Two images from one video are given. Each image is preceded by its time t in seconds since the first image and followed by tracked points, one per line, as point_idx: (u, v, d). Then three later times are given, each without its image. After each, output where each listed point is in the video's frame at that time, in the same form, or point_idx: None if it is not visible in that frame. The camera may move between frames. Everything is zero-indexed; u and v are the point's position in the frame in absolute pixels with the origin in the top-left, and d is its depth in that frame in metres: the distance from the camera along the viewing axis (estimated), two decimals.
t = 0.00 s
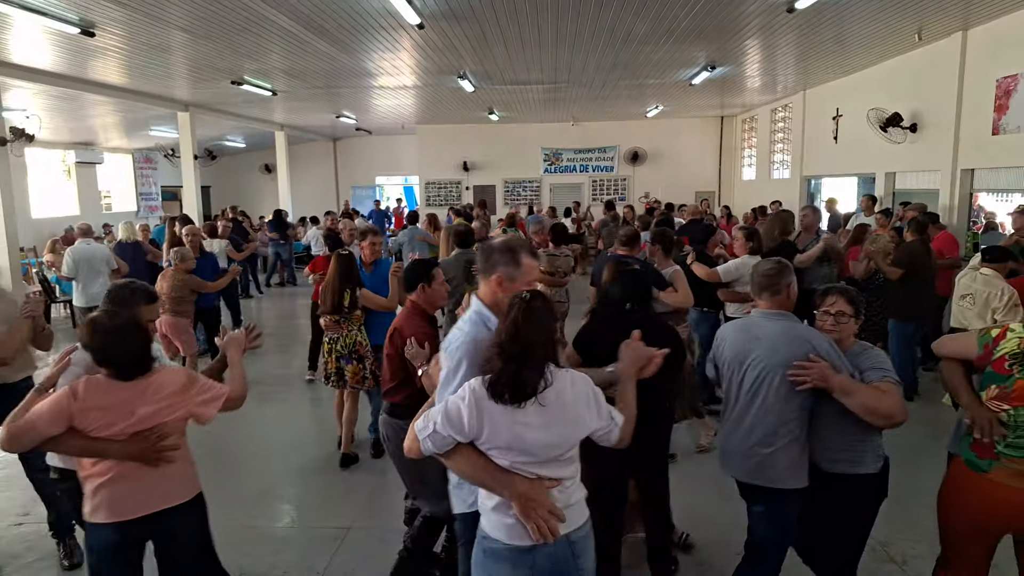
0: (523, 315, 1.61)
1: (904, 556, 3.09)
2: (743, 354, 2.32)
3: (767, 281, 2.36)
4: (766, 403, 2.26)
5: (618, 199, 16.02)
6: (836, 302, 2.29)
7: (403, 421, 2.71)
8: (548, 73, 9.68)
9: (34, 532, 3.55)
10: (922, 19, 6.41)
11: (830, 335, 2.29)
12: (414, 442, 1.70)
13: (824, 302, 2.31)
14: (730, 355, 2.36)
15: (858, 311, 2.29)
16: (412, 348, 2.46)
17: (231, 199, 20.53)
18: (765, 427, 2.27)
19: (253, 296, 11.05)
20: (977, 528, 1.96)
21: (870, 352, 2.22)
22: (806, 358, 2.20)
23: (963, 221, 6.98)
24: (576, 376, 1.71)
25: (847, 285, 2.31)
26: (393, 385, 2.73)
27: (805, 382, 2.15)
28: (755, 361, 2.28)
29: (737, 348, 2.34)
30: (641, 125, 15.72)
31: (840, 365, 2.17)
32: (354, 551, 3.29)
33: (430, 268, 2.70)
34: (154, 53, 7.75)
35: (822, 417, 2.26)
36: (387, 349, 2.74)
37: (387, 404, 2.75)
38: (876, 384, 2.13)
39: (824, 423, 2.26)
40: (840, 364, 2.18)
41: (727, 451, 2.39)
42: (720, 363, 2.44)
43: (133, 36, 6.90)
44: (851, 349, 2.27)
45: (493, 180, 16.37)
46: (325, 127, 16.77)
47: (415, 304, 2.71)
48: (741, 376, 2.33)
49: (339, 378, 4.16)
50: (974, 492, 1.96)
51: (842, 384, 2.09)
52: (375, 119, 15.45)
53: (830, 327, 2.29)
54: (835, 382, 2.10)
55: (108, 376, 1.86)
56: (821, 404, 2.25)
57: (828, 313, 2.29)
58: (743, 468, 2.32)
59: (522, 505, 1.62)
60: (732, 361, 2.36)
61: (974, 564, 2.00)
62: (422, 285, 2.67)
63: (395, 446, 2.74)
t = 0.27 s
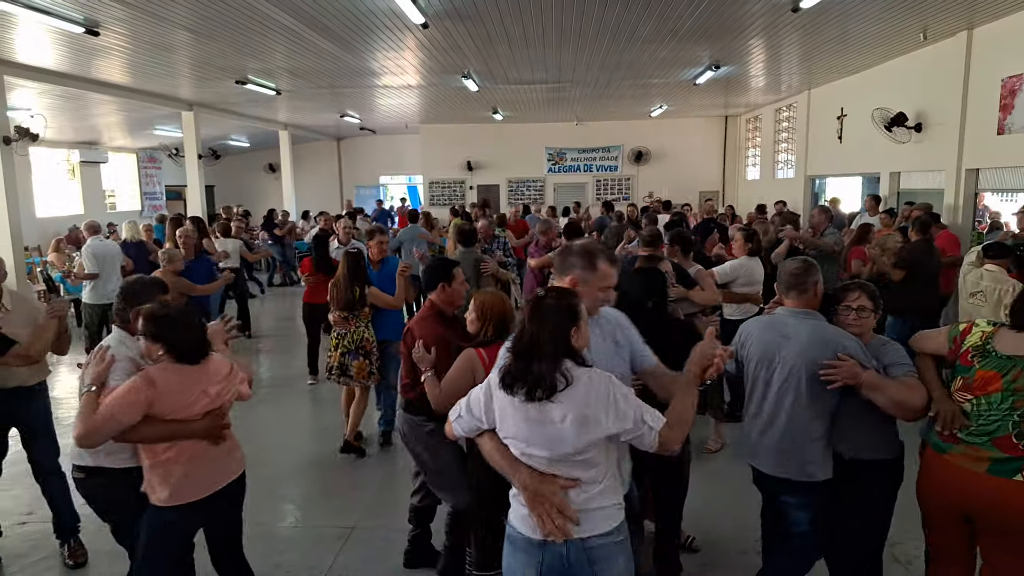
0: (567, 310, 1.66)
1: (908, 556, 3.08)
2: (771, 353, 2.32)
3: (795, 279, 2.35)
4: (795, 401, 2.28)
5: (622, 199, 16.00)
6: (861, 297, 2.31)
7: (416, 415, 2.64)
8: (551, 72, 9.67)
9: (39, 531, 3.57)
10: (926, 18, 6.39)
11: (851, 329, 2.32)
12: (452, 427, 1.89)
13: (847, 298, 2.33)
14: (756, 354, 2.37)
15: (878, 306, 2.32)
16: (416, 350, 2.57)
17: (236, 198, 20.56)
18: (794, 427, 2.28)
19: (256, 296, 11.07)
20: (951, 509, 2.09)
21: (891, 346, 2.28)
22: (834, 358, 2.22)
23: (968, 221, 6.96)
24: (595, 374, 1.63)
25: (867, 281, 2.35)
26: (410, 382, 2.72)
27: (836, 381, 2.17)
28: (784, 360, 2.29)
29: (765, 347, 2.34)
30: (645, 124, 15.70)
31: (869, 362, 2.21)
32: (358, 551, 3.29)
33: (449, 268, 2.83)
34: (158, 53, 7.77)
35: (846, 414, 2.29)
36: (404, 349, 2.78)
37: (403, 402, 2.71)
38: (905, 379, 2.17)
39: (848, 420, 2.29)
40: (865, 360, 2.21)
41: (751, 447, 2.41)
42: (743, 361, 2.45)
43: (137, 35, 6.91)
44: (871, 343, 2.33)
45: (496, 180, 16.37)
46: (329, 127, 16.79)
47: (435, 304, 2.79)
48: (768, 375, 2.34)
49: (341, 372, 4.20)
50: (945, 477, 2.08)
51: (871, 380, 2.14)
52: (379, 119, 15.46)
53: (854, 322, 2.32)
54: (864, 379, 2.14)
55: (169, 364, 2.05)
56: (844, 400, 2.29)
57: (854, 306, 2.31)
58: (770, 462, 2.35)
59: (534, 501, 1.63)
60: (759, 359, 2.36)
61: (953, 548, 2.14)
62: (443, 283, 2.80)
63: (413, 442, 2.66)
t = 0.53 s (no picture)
0: (571, 310, 1.67)
1: (914, 558, 3.06)
2: (787, 349, 2.33)
3: (815, 275, 2.35)
4: (811, 397, 2.28)
5: (625, 198, 15.98)
6: (876, 296, 2.33)
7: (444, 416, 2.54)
8: (555, 71, 9.66)
9: (42, 528, 3.57)
10: (932, 17, 6.37)
11: (868, 329, 2.34)
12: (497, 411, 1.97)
13: (865, 297, 2.34)
14: (772, 348, 2.37)
15: (894, 305, 2.34)
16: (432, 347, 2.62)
17: (239, 197, 20.58)
18: (810, 422, 2.28)
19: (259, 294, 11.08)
20: (951, 510, 2.08)
21: (905, 346, 2.27)
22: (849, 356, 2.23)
23: (973, 221, 6.93)
24: (589, 376, 1.62)
25: (883, 282, 2.37)
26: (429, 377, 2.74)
27: (847, 377, 2.18)
28: (800, 355, 2.30)
29: (781, 342, 2.35)
30: (649, 123, 15.68)
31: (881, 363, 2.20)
32: (361, 550, 3.28)
33: (473, 267, 2.80)
34: (162, 50, 7.77)
35: (859, 413, 2.29)
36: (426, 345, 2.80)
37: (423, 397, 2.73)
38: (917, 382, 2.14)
39: (862, 419, 2.29)
40: (881, 361, 2.21)
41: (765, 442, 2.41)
42: (759, 355, 2.44)
43: (142, 33, 6.92)
44: (887, 342, 2.32)
45: (500, 179, 16.36)
46: (333, 125, 16.79)
47: (455, 301, 2.78)
48: (784, 370, 2.34)
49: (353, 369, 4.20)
50: (948, 481, 2.08)
51: (883, 380, 2.13)
52: (383, 117, 15.46)
53: (871, 322, 2.32)
54: (876, 378, 2.14)
55: (200, 354, 2.25)
56: (858, 397, 2.29)
57: (869, 305, 2.32)
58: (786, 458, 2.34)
59: (527, 491, 1.71)
60: (774, 354, 2.36)
61: (956, 550, 2.13)
62: (463, 282, 2.78)
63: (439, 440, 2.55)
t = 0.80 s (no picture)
0: (585, 310, 1.82)
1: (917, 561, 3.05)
2: (796, 348, 2.33)
3: (825, 275, 2.34)
4: (822, 398, 2.27)
5: (629, 198, 15.97)
6: (895, 300, 2.27)
7: (454, 411, 2.69)
8: (560, 71, 9.67)
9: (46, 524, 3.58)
10: (938, 19, 6.36)
11: (888, 333, 2.29)
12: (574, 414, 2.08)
13: (884, 300, 2.29)
14: (781, 347, 2.37)
15: (915, 310, 2.28)
16: (450, 334, 2.60)
17: (244, 195, 20.62)
18: (821, 422, 2.28)
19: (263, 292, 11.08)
20: (988, 507, 2.17)
21: (927, 350, 2.22)
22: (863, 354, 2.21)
23: (978, 223, 6.92)
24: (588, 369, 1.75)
25: (904, 284, 2.29)
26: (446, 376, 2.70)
27: (865, 377, 2.15)
28: (810, 354, 2.29)
29: (791, 341, 2.35)
30: (654, 124, 15.67)
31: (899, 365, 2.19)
32: (363, 549, 3.28)
33: (492, 264, 2.74)
34: (167, 48, 7.79)
35: (874, 414, 2.29)
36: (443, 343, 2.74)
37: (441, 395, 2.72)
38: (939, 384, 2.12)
39: (877, 421, 2.29)
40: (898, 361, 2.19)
41: (778, 444, 2.40)
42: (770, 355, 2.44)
43: (146, 30, 6.93)
44: (906, 346, 2.28)
45: (504, 178, 16.37)
46: (338, 124, 16.81)
47: (471, 298, 2.73)
48: (795, 369, 2.33)
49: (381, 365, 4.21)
50: (989, 480, 2.15)
51: (901, 379, 2.10)
52: (387, 116, 15.46)
53: (890, 326, 2.28)
54: (894, 377, 2.11)
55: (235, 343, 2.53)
56: (874, 400, 2.29)
57: (889, 309, 2.27)
58: (798, 461, 2.33)
59: (554, 461, 1.89)
60: (784, 353, 2.36)
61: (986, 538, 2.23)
62: (481, 279, 2.72)
63: (447, 436, 2.73)
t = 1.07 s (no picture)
0: (629, 305, 1.89)
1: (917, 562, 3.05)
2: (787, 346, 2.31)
3: (825, 273, 2.29)
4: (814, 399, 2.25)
5: (630, 198, 15.96)
6: (891, 299, 2.25)
7: (470, 413, 2.66)
8: (561, 71, 9.66)
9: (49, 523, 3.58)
10: (940, 19, 6.35)
11: (885, 333, 2.27)
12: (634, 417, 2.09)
13: (883, 300, 2.27)
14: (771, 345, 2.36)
15: (916, 309, 2.24)
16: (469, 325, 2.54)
17: (245, 195, 20.63)
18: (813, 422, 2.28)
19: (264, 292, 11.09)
20: None
21: (924, 350, 2.20)
22: (845, 350, 2.20)
23: (980, 223, 6.90)
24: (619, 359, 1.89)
25: (904, 282, 2.27)
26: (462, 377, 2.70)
27: (845, 370, 2.17)
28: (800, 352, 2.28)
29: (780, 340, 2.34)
30: (655, 124, 15.66)
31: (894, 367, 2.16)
32: (364, 549, 3.28)
33: (500, 264, 2.75)
34: (169, 48, 7.80)
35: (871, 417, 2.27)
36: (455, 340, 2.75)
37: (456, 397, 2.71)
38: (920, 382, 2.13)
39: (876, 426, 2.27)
40: (886, 360, 2.17)
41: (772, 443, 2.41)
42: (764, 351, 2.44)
43: (148, 30, 6.94)
44: (904, 346, 2.25)
45: (506, 178, 16.36)
46: (339, 124, 16.82)
47: (484, 298, 2.73)
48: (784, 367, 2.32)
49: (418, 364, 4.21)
50: None
51: (879, 377, 2.10)
52: (388, 116, 15.46)
53: (885, 325, 2.26)
54: (874, 375, 2.11)
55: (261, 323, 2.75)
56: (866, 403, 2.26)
57: (886, 309, 2.25)
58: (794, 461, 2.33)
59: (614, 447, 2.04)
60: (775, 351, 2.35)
61: None
62: (491, 279, 2.73)
63: (462, 438, 2.69)
